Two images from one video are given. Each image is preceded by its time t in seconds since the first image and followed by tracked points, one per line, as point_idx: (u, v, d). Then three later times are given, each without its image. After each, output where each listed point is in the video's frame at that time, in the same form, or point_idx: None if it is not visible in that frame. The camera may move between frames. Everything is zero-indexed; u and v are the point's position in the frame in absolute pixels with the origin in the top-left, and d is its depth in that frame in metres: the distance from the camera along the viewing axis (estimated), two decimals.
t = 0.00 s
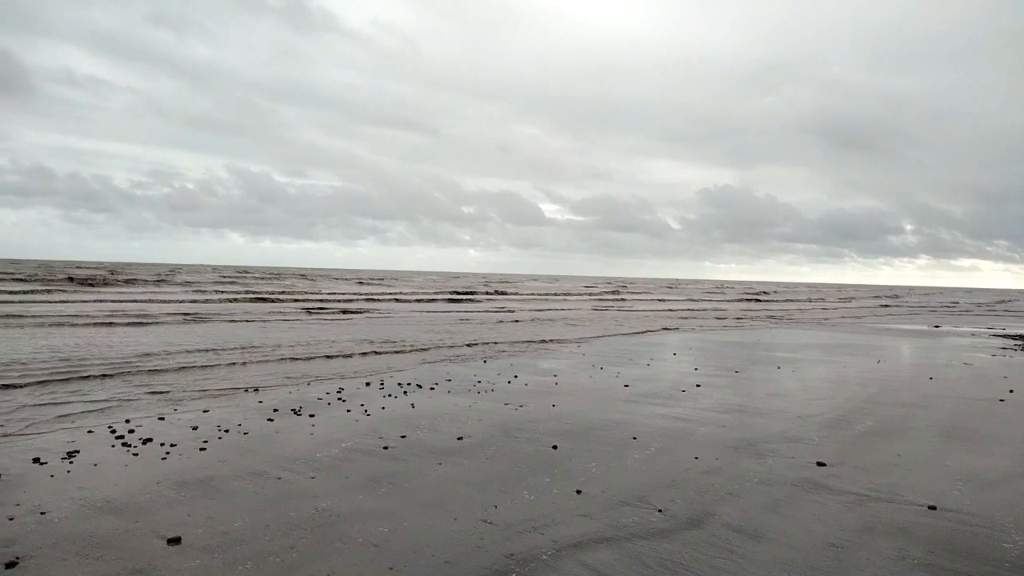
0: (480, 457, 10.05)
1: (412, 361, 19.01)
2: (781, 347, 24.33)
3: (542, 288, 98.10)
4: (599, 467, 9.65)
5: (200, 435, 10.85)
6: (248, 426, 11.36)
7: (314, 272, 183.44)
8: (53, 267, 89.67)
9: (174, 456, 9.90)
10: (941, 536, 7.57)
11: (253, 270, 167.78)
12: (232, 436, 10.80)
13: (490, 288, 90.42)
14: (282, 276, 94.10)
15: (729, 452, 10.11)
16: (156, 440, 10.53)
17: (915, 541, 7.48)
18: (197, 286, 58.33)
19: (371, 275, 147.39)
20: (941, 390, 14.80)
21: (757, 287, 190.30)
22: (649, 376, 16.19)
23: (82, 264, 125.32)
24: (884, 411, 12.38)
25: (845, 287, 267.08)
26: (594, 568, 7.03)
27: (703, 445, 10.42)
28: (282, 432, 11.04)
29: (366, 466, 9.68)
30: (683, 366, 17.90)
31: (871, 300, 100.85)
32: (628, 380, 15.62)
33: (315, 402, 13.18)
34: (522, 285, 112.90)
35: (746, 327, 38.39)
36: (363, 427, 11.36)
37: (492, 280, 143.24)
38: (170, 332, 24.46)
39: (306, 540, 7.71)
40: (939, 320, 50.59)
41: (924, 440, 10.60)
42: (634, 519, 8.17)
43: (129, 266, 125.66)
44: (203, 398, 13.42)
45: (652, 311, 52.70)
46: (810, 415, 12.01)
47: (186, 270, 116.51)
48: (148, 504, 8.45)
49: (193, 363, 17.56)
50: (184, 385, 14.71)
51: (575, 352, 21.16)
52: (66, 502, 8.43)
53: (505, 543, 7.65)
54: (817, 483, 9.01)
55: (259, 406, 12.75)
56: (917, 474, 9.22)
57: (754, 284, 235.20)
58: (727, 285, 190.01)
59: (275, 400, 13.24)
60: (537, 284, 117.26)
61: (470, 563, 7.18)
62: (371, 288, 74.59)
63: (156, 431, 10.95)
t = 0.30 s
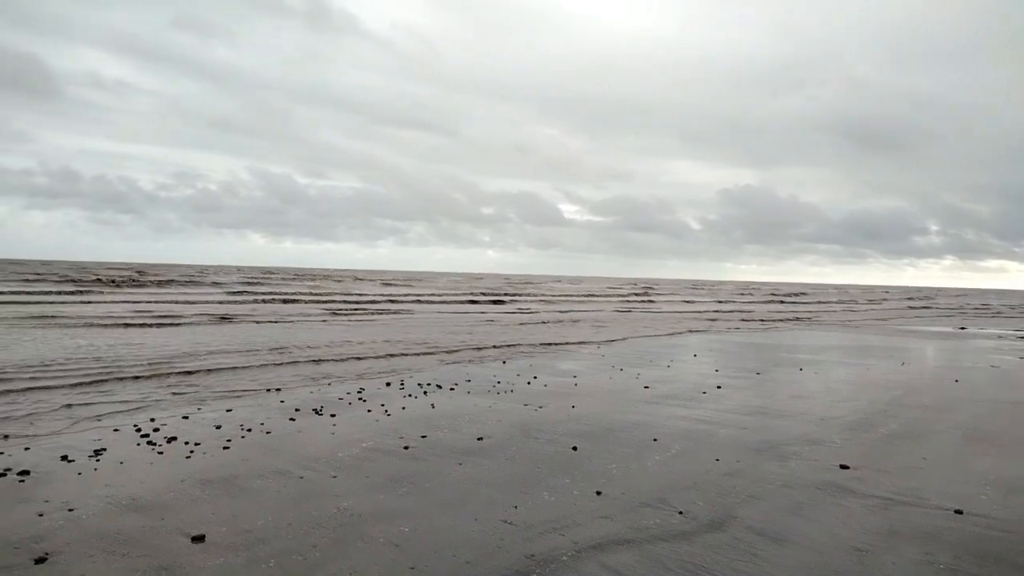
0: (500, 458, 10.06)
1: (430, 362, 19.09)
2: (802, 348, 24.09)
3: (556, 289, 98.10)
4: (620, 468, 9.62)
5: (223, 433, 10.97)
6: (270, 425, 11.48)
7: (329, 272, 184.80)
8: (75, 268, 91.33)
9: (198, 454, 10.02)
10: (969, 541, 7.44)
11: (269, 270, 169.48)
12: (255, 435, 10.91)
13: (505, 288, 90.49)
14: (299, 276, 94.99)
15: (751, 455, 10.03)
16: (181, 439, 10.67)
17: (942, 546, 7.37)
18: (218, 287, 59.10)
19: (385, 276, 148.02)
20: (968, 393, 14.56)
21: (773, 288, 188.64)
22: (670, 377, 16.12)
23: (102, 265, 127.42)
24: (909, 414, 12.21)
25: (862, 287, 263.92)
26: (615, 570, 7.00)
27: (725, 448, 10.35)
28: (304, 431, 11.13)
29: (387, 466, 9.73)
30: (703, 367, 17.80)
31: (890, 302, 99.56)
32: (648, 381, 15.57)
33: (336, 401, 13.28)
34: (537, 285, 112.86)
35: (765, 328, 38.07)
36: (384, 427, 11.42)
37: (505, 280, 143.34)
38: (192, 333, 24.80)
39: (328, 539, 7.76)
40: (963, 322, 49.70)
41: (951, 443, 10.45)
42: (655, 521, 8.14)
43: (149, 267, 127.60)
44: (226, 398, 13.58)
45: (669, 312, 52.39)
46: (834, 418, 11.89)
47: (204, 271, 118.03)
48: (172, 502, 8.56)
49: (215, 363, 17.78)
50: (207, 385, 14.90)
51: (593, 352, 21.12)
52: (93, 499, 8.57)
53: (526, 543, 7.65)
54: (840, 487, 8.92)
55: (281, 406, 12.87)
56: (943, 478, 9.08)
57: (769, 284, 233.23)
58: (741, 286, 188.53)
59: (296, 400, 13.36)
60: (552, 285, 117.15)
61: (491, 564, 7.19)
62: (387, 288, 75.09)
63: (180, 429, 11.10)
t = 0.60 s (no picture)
0: (524, 455, 10.07)
1: (452, 358, 19.16)
2: (828, 348, 23.78)
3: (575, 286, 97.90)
4: (643, 467, 9.59)
5: (250, 427, 11.12)
6: (296, 419, 11.60)
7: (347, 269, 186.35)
8: (102, 263, 93.14)
9: (226, 447, 10.17)
10: (1001, 546, 7.30)
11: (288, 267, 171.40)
12: (281, 429, 11.05)
13: (524, 286, 90.38)
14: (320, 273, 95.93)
15: (776, 455, 9.93)
16: (209, 432, 10.84)
17: (973, 550, 7.24)
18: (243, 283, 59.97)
19: (403, 273, 149.06)
20: (1001, 395, 14.24)
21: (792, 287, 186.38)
22: (694, 376, 16.02)
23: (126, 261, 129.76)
24: (939, 416, 12.00)
25: (885, 287, 259.40)
26: (639, 568, 6.97)
27: (750, 447, 10.27)
28: (329, 426, 11.24)
29: (411, 461, 9.79)
30: (728, 367, 17.66)
31: (915, 302, 97.81)
32: (672, 380, 15.49)
33: (361, 396, 13.40)
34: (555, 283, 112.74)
35: (789, 328, 37.55)
36: (409, 423, 11.50)
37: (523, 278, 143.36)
38: (218, 328, 25.18)
39: (353, 533, 7.83)
40: (992, 323, 48.58)
41: (984, 446, 10.26)
42: (679, 521, 8.10)
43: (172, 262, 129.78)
44: (252, 392, 13.77)
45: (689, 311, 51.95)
46: (861, 419, 11.74)
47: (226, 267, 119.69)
48: (201, 494, 8.70)
49: (240, 358, 18.04)
50: (235, 379, 15.12)
51: (615, 350, 21.04)
52: (124, 489, 8.74)
53: (549, 541, 7.66)
54: (868, 489, 8.80)
55: (306, 400, 13.01)
56: (974, 482, 8.92)
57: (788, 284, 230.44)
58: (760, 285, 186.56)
59: (321, 395, 13.49)
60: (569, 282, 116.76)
61: (515, 560, 7.20)
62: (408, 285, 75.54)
63: (209, 422, 11.28)
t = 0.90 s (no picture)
0: (541, 455, 10.07)
1: (469, 357, 19.19)
2: (848, 351, 23.51)
3: (589, 287, 97.65)
4: (661, 468, 9.56)
5: (270, 424, 11.21)
6: (315, 417, 11.69)
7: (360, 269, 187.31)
8: (122, 262, 94.54)
9: (247, 444, 10.28)
10: None
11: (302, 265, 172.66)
12: (300, 426, 11.13)
13: (538, 286, 90.32)
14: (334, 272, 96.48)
15: (796, 458, 9.86)
16: (230, 428, 10.95)
17: (998, 557, 7.12)
18: (261, 281, 60.54)
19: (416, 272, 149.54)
20: None
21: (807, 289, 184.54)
22: (713, 378, 15.93)
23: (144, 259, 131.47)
24: (964, 420, 11.82)
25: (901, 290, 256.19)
26: (657, 570, 6.95)
27: (770, 450, 10.19)
28: (348, 424, 11.32)
29: (429, 460, 9.82)
30: (748, 369, 17.53)
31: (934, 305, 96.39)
32: (690, 381, 15.41)
33: (379, 395, 13.48)
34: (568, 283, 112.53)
35: (806, 330, 37.19)
36: (427, 421, 11.54)
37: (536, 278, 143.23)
38: (236, 326, 25.42)
39: (371, 531, 7.87)
40: (1017, 326, 47.67)
41: (1009, 451, 10.09)
42: (697, 523, 8.06)
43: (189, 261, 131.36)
44: (272, 389, 13.90)
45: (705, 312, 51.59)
46: (884, 423, 11.60)
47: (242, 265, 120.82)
48: (222, 490, 8.80)
49: (260, 356, 18.21)
50: (255, 377, 15.27)
51: (632, 351, 20.96)
52: (147, 484, 8.86)
53: (566, 541, 7.65)
54: (890, 493, 8.70)
55: (325, 398, 13.10)
56: (999, 488, 8.78)
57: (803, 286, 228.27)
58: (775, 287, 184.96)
59: (339, 393, 13.58)
60: (583, 283, 116.42)
61: (532, 560, 7.20)
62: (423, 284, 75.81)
63: (229, 419, 11.40)
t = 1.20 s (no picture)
0: (559, 457, 10.06)
1: (485, 359, 19.21)
2: (869, 353, 23.21)
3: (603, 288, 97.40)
4: (680, 471, 9.51)
5: (289, 426, 11.30)
6: (334, 419, 11.76)
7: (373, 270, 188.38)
8: (140, 264, 95.90)
9: (267, 445, 10.37)
10: None
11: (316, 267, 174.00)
12: (320, 428, 11.21)
13: (551, 288, 90.20)
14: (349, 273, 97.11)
15: (817, 462, 9.77)
16: (250, 429, 11.04)
17: None
18: (278, 283, 61.10)
19: (429, 273, 149.97)
20: None
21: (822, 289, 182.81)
22: (733, 381, 15.83)
23: (161, 261, 133.03)
24: (990, 425, 11.64)
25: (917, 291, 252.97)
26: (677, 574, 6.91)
27: (790, 454, 10.11)
28: (367, 425, 11.37)
29: (447, 462, 9.84)
30: (767, 371, 17.39)
31: (953, 306, 95.01)
32: (709, 384, 15.33)
33: (397, 396, 13.53)
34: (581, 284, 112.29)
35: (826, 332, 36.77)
36: (445, 423, 11.57)
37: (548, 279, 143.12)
38: (255, 328, 25.67)
39: (390, 532, 7.89)
40: None
41: None
42: (717, 527, 8.01)
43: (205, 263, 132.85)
44: (291, 391, 14.00)
45: (721, 314, 51.21)
46: (907, 427, 11.45)
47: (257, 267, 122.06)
48: (243, 490, 8.88)
49: (278, 357, 18.35)
50: (275, 378, 15.40)
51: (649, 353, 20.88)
52: (169, 484, 8.96)
53: (585, 544, 7.63)
54: (913, 498, 8.59)
55: (344, 400, 13.18)
56: None
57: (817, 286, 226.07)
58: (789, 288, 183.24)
59: (358, 394, 13.65)
60: (596, 284, 116.12)
61: (551, 563, 7.18)
62: (437, 286, 76.05)
63: (250, 420, 11.49)
